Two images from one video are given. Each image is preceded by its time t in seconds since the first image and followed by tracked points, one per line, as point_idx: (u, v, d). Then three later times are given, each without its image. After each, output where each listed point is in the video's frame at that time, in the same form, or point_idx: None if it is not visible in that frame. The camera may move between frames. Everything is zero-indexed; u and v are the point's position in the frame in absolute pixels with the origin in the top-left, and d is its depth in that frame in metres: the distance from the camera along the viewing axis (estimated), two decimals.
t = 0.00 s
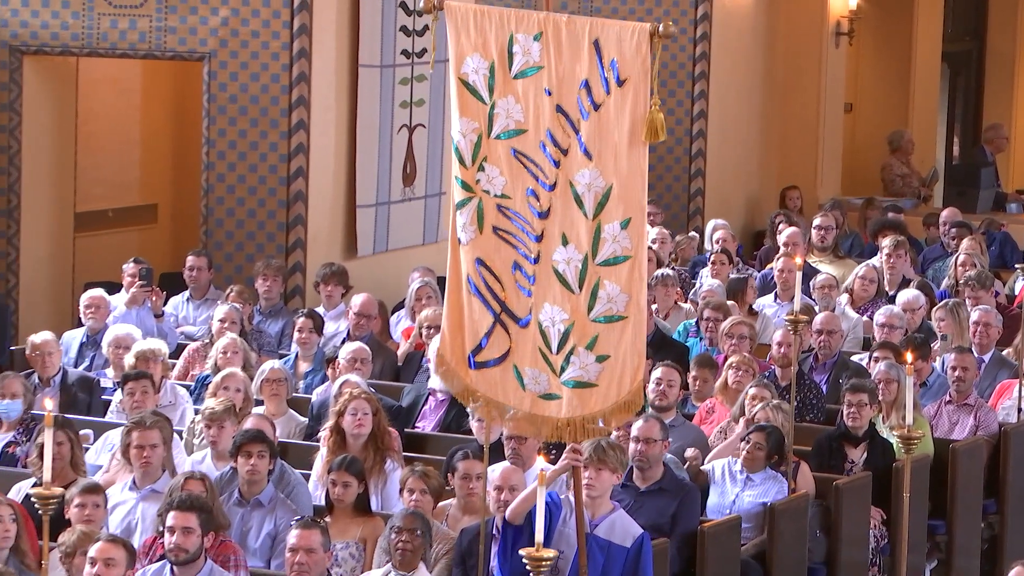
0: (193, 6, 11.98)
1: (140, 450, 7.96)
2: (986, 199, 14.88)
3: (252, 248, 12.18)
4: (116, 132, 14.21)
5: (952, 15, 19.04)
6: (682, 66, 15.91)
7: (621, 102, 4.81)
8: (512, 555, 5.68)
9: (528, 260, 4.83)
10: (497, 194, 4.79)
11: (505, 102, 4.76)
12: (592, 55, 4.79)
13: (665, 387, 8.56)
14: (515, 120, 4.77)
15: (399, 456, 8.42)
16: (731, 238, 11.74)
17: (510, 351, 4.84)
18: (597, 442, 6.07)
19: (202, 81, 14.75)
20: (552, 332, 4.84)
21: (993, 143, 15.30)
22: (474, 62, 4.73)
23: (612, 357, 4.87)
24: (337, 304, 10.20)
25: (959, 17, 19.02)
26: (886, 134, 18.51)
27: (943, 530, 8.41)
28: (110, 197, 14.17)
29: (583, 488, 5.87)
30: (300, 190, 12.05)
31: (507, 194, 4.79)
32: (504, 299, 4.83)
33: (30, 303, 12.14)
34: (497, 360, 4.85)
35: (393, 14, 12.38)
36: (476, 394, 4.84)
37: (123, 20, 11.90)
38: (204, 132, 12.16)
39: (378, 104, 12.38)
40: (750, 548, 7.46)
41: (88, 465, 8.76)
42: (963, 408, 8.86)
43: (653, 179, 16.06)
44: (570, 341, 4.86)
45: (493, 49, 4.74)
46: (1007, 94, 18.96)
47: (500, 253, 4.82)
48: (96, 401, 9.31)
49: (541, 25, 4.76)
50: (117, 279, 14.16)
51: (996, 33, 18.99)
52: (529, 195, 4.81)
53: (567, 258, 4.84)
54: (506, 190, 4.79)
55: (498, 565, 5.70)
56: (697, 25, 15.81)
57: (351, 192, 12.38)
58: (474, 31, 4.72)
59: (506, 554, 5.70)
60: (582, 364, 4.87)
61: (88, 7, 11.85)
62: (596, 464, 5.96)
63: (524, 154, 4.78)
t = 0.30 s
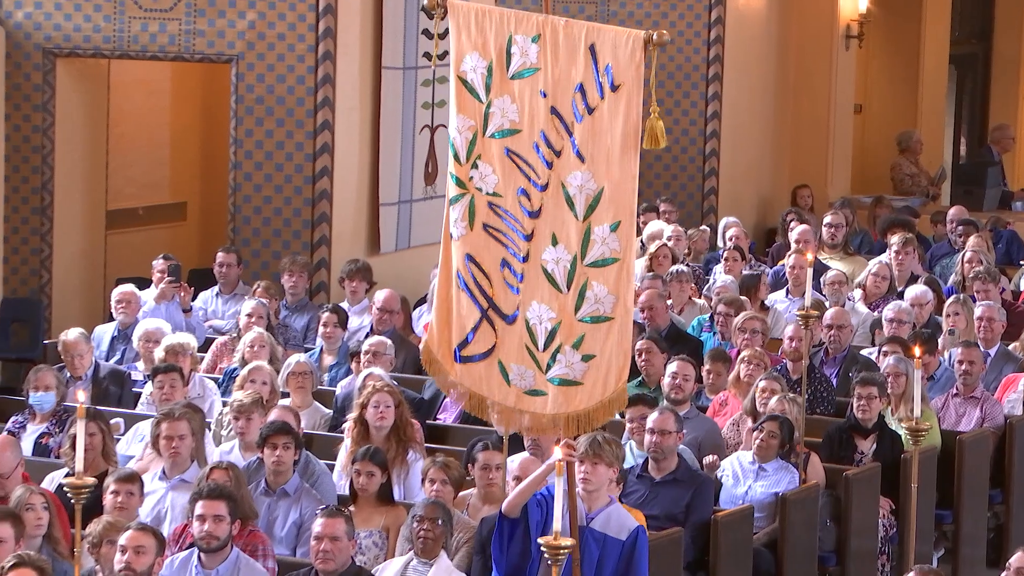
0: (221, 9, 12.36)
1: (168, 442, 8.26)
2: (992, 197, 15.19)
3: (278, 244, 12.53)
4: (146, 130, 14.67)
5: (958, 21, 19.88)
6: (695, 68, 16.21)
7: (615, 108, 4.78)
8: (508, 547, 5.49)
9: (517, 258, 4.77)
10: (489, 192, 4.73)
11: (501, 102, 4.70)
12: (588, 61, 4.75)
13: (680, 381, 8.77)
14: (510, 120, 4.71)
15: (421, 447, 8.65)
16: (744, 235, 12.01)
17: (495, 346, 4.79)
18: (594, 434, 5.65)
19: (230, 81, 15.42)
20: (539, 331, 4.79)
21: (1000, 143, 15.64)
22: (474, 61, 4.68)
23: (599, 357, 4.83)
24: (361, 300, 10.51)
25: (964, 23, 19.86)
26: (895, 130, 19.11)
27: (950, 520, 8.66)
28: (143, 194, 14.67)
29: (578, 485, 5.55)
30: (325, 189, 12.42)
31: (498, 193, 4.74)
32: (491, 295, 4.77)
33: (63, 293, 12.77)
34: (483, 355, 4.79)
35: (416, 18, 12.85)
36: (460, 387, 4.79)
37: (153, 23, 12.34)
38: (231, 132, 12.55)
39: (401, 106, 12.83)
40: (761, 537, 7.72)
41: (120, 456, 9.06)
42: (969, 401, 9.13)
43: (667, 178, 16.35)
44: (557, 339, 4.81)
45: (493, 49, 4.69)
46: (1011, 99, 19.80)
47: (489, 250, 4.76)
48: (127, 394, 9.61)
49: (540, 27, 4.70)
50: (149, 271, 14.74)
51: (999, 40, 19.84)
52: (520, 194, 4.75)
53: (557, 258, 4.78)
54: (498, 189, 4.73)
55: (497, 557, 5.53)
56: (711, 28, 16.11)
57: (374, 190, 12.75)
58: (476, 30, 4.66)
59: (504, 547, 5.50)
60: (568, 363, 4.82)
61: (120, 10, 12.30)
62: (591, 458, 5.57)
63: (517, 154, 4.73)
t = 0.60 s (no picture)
0: (248, 12, 12.73)
1: (197, 432, 8.50)
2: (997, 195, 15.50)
3: (304, 242, 12.94)
4: (175, 128, 15.08)
5: (965, 23, 20.35)
6: (709, 69, 16.69)
7: (609, 113, 5.01)
8: (504, 545, 5.58)
9: (513, 260, 4.99)
10: (488, 195, 4.96)
11: (502, 106, 4.93)
12: (585, 66, 4.98)
13: (695, 373, 9.02)
14: (509, 124, 4.95)
15: (442, 438, 8.83)
16: (756, 232, 12.28)
17: (489, 347, 4.98)
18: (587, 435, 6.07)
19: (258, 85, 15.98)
20: (533, 332, 4.99)
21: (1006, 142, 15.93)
22: (475, 65, 4.90)
23: (590, 360, 5.03)
24: (384, 295, 10.81)
25: (971, 25, 20.30)
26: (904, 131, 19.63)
27: (957, 508, 8.94)
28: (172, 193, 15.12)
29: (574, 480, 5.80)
30: (349, 187, 12.75)
31: (497, 195, 4.96)
32: (487, 297, 4.97)
33: (93, 288, 13.25)
34: (477, 356, 4.98)
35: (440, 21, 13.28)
36: (452, 385, 4.96)
37: (182, 26, 12.75)
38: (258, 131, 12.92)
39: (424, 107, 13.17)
40: (774, 525, 7.98)
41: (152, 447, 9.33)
42: (976, 393, 9.40)
43: (681, 175, 16.95)
44: (550, 342, 5.01)
45: (493, 52, 4.93)
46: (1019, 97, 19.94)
47: (485, 252, 4.97)
48: (157, 386, 9.87)
49: (540, 34, 4.95)
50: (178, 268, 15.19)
51: (1007, 40, 20.16)
52: (517, 198, 4.98)
53: (552, 261, 5.00)
54: (497, 191, 4.96)
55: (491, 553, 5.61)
56: (725, 30, 16.55)
57: (397, 189, 13.02)
58: (477, 37, 4.90)
59: (498, 545, 5.59)
60: (561, 364, 5.02)
61: (150, 14, 12.73)
62: (586, 457, 5.94)
63: (516, 158, 4.96)
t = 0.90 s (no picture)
0: (275, 14, 13.38)
1: (224, 422, 8.59)
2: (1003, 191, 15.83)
3: (328, 236, 13.55)
4: (204, 126, 15.72)
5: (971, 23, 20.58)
6: (723, 68, 17.08)
7: (604, 108, 4.84)
8: (489, 536, 5.85)
9: (511, 256, 4.85)
10: (486, 193, 4.83)
11: (496, 106, 4.80)
12: (579, 62, 4.81)
13: (708, 364, 9.29)
14: (505, 123, 4.80)
15: (462, 428, 9.03)
16: (769, 228, 12.58)
17: (493, 344, 4.87)
18: (569, 431, 6.43)
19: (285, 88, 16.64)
20: (533, 327, 4.86)
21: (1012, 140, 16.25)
22: (469, 66, 4.77)
23: (590, 352, 4.89)
24: (407, 288, 11.14)
25: (979, 25, 20.53)
26: (913, 131, 19.99)
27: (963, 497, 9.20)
28: (201, 188, 15.71)
29: (557, 477, 6.28)
30: (372, 183, 13.38)
31: (495, 193, 4.83)
32: (489, 293, 4.86)
33: (124, 279, 13.86)
34: (483, 353, 4.88)
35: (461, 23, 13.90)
36: (460, 385, 4.88)
37: (211, 27, 13.41)
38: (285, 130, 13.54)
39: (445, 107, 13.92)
40: (785, 513, 8.24)
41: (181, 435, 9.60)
42: (982, 383, 9.68)
43: (696, 172, 17.33)
44: (551, 335, 4.88)
45: (487, 55, 4.78)
46: None
47: (486, 250, 4.85)
48: (186, 376, 10.16)
49: (533, 31, 4.80)
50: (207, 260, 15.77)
51: (1014, 40, 20.41)
52: (516, 195, 4.84)
53: (550, 257, 4.85)
54: (495, 190, 4.83)
55: (476, 546, 5.88)
56: (738, 31, 16.94)
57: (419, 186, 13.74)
58: (470, 38, 4.76)
59: (484, 538, 5.87)
60: (561, 358, 4.89)
61: (180, 15, 13.40)
62: (568, 453, 6.33)
63: (513, 156, 4.82)
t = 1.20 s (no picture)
0: (300, 17, 14.28)
1: (250, 413, 8.81)
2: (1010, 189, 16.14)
3: (352, 233, 14.48)
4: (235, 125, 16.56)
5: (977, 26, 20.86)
6: (736, 71, 17.45)
7: (600, 104, 5.07)
8: (482, 531, 6.39)
9: (512, 255, 5.06)
10: (484, 194, 5.03)
11: (493, 107, 5.00)
12: (573, 61, 5.04)
13: (722, 358, 9.55)
14: (503, 124, 5.01)
15: (482, 419, 9.31)
16: (781, 225, 12.88)
17: (495, 343, 5.10)
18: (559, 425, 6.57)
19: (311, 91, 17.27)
20: (534, 323, 5.09)
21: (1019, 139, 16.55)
22: (465, 68, 4.98)
23: (590, 346, 5.14)
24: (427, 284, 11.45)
25: (985, 28, 20.82)
26: (920, 131, 20.33)
27: (970, 487, 9.50)
28: (229, 187, 16.45)
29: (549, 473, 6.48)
30: (395, 182, 14.43)
31: (493, 194, 5.03)
32: (490, 293, 5.07)
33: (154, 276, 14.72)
34: (484, 353, 5.11)
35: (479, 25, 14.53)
36: (463, 383, 5.12)
37: (238, 30, 14.26)
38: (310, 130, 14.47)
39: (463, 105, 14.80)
40: (797, 502, 8.51)
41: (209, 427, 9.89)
42: (988, 376, 9.96)
43: (710, 171, 17.61)
44: (551, 331, 5.11)
45: (483, 57, 4.99)
46: None
47: (486, 251, 5.06)
48: (213, 369, 10.46)
49: (528, 32, 5.01)
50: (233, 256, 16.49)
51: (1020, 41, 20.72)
52: (514, 194, 5.04)
53: (550, 253, 5.08)
54: (493, 191, 5.03)
55: (470, 539, 6.43)
56: (750, 34, 17.32)
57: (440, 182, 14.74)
58: (466, 42, 4.97)
59: (478, 530, 6.40)
60: (562, 354, 5.14)
61: (207, 18, 14.22)
62: (558, 449, 6.49)
63: (511, 156, 5.02)
